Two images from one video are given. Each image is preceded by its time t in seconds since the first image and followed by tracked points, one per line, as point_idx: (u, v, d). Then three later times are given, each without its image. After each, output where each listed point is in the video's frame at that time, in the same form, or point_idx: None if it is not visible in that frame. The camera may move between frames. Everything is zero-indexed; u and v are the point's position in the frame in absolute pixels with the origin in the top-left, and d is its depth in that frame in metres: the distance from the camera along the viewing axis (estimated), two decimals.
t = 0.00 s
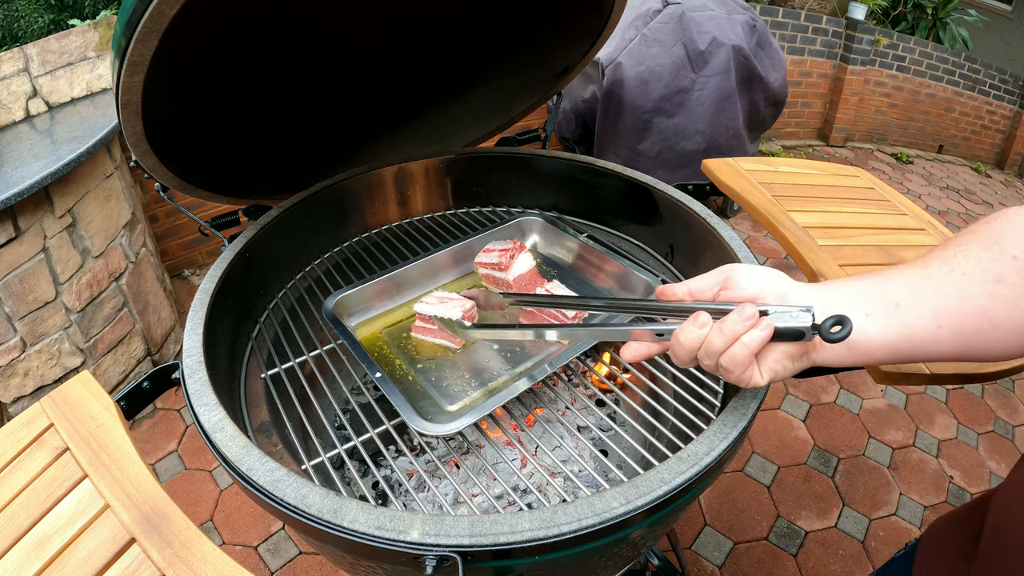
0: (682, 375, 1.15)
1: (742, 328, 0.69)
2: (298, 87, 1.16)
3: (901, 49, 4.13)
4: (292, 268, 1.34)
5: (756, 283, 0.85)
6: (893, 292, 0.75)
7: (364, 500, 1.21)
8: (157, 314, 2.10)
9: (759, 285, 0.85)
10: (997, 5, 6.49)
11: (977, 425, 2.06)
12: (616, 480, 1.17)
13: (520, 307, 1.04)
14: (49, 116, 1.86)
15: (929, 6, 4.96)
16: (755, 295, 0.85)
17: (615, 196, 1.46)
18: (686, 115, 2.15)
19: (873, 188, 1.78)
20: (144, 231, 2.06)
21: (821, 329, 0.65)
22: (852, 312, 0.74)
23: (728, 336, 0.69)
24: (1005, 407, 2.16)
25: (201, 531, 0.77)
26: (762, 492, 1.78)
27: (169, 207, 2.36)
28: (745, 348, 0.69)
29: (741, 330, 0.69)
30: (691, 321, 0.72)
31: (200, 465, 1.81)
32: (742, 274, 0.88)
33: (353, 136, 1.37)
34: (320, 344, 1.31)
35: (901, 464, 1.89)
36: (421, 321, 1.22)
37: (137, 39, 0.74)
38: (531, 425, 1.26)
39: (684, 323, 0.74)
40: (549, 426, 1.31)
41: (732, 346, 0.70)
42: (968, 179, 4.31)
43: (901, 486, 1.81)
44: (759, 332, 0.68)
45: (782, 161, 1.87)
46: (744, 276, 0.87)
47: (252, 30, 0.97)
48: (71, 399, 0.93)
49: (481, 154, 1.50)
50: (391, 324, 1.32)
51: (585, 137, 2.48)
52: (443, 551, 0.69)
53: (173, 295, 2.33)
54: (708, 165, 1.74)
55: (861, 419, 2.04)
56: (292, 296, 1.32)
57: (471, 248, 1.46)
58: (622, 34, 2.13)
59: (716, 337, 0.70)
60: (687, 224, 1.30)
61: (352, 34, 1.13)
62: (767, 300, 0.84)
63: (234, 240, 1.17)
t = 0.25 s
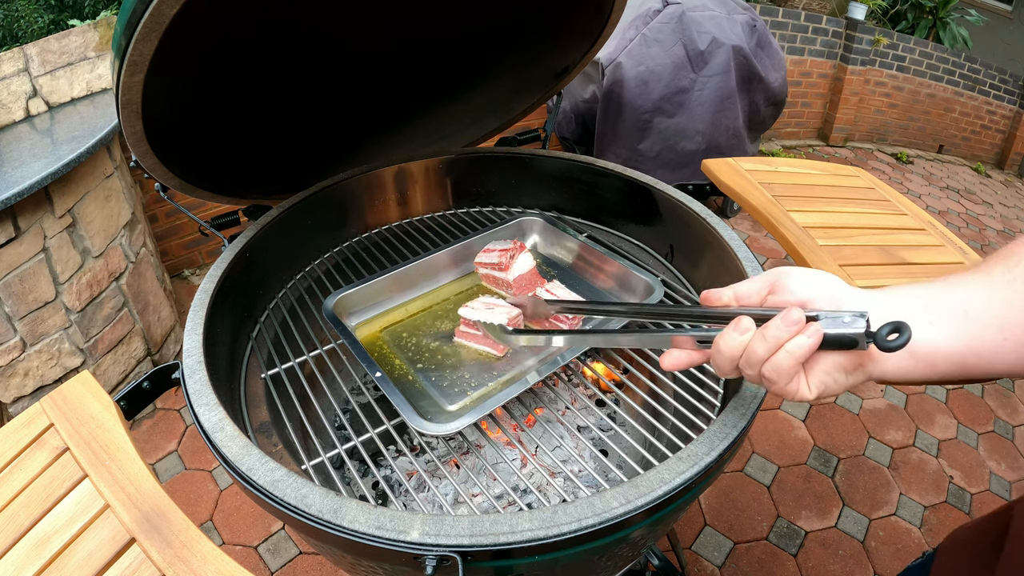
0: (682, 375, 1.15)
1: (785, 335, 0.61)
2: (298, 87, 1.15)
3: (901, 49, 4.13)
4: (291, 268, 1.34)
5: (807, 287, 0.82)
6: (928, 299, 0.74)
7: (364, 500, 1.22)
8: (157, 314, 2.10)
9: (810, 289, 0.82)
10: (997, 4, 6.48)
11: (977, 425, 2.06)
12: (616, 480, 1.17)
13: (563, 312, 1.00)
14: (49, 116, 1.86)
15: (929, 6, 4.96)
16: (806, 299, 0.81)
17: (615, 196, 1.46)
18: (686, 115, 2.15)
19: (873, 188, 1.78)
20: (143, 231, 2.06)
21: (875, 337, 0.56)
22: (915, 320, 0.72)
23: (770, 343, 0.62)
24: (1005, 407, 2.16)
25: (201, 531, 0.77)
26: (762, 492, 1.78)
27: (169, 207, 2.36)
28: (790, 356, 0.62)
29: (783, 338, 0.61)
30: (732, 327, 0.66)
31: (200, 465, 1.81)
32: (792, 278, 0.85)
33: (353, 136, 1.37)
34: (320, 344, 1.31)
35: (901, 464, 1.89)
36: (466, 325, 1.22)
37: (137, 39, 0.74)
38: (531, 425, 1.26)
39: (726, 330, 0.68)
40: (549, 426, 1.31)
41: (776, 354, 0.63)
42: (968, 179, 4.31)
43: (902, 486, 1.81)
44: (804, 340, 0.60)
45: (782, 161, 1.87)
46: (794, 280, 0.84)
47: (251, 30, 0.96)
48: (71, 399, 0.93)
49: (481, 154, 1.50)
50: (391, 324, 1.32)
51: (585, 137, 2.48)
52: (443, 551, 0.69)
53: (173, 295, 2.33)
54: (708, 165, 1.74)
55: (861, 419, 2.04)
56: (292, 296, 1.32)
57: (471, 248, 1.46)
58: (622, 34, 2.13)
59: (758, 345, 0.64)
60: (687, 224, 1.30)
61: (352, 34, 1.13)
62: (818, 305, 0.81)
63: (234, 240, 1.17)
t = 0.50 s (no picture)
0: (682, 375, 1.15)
1: (790, 354, 0.57)
2: (298, 87, 1.15)
3: (901, 49, 4.13)
4: (291, 268, 1.34)
5: (821, 307, 0.74)
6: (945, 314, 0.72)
7: (364, 500, 1.22)
8: (157, 314, 2.10)
9: (826, 309, 0.74)
10: (997, 4, 6.48)
11: (977, 425, 2.06)
12: (616, 480, 1.17)
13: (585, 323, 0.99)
14: (49, 116, 1.86)
15: (929, 6, 4.96)
16: (819, 320, 0.74)
17: (615, 196, 1.46)
18: (686, 115, 2.15)
19: (873, 188, 1.78)
20: (143, 231, 2.06)
21: (891, 364, 0.52)
22: (942, 349, 0.68)
23: (773, 363, 0.58)
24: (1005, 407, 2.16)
25: (201, 531, 0.77)
26: (762, 492, 1.78)
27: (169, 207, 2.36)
28: (794, 377, 0.57)
29: (787, 357, 0.57)
30: (735, 343, 0.61)
31: (200, 465, 1.80)
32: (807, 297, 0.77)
33: (353, 136, 1.37)
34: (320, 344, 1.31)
35: (901, 464, 1.89)
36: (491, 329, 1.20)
37: (137, 39, 0.74)
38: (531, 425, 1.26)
39: (728, 345, 0.63)
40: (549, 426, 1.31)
41: (779, 374, 0.58)
42: (968, 179, 4.31)
43: (902, 486, 1.81)
44: (811, 360, 0.56)
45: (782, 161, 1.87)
46: (809, 298, 0.76)
47: (251, 30, 0.96)
48: (72, 399, 0.93)
49: (481, 154, 1.50)
50: (391, 324, 1.32)
51: (585, 137, 2.48)
52: (443, 551, 0.69)
53: (173, 295, 2.33)
54: (708, 165, 1.74)
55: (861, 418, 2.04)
56: (292, 296, 1.32)
57: (471, 248, 1.46)
58: (622, 34, 2.13)
59: (760, 364, 0.59)
60: (687, 224, 1.30)
61: (352, 34, 1.13)
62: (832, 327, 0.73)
63: (235, 240, 1.17)
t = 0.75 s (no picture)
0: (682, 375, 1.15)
1: (781, 345, 0.56)
2: (298, 87, 1.15)
3: (901, 49, 4.13)
4: (291, 268, 1.34)
5: (816, 303, 0.75)
6: (947, 321, 0.71)
7: (364, 500, 1.22)
8: (157, 314, 2.10)
9: (819, 306, 0.74)
10: (997, 4, 6.48)
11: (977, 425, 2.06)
12: (616, 480, 1.17)
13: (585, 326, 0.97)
14: (49, 116, 1.86)
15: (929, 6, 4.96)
16: (812, 316, 0.74)
17: (615, 196, 1.46)
18: (686, 115, 2.15)
19: (873, 188, 1.78)
20: (143, 231, 2.06)
21: (887, 359, 0.52)
22: (946, 356, 0.67)
23: (764, 355, 0.57)
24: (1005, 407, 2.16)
25: (201, 531, 0.77)
26: (762, 492, 1.78)
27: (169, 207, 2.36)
28: (786, 370, 0.56)
29: (777, 348, 0.56)
30: (725, 336, 0.62)
31: (200, 465, 1.80)
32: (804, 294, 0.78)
33: (354, 136, 1.37)
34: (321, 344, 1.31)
35: (901, 464, 1.89)
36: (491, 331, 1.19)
37: (137, 39, 0.74)
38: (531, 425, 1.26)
39: (718, 340, 0.63)
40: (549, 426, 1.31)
41: (771, 368, 0.58)
42: (968, 179, 4.31)
43: (902, 486, 1.81)
44: (804, 352, 0.55)
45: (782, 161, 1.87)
46: (805, 295, 0.77)
47: (252, 30, 0.96)
48: (72, 399, 0.93)
49: (481, 154, 1.50)
50: (391, 324, 1.32)
51: (585, 137, 2.48)
52: (443, 551, 0.69)
53: (173, 295, 2.33)
54: (708, 165, 1.74)
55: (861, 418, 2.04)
56: (292, 296, 1.32)
57: (471, 248, 1.46)
58: (622, 34, 2.13)
59: (750, 357, 0.59)
60: (687, 224, 1.30)
61: (352, 34, 1.12)
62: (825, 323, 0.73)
63: (235, 240, 1.17)
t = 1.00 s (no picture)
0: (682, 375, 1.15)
1: (776, 368, 0.54)
2: (298, 87, 1.15)
3: (901, 49, 4.13)
4: (291, 268, 1.34)
5: (812, 322, 0.74)
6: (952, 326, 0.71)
7: (364, 500, 1.22)
8: (157, 314, 2.10)
9: (816, 325, 0.74)
10: (997, 4, 6.47)
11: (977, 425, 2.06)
12: (616, 480, 1.17)
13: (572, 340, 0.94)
14: (49, 116, 1.86)
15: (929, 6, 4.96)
16: (809, 335, 0.74)
17: (615, 196, 1.46)
18: (686, 115, 2.15)
19: (873, 188, 1.78)
20: (144, 231, 2.06)
21: (888, 383, 0.50)
22: (949, 372, 0.66)
23: (758, 378, 0.55)
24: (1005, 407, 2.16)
25: (201, 531, 0.77)
26: (762, 492, 1.77)
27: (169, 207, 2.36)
28: (781, 394, 0.55)
29: (773, 372, 0.54)
30: (717, 358, 0.60)
31: (200, 465, 1.80)
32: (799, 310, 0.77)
33: (354, 136, 1.37)
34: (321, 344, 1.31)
35: (901, 464, 1.89)
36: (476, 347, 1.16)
37: (137, 38, 0.74)
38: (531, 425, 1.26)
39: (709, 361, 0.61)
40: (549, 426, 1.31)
41: (765, 392, 0.56)
42: (968, 179, 4.31)
43: (902, 486, 1.81)
44: (801, 375, 0.53)
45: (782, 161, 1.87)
46: (799, 312, 0.76)
47: (252, 30, 0.97)
48: (71, 399, 0.93)
49: (481, 154, 1.50)
50: (391, 324, 1.32)
51: (585, 137, 2.48)
52: (443, 551, 0.69)
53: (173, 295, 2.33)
54: (708, 165, 1.74)
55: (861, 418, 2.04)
56: (292, 296, 1.32)
57: (471, 248, 1.46)
58: (622, 34, 2.13)
59: (744, 380, 0.57)
60: (687, 224, 1.30)
61: (352, 34, 1.13)
62: (824, 343, 0.72)
63: (235, 240, 1.17)
